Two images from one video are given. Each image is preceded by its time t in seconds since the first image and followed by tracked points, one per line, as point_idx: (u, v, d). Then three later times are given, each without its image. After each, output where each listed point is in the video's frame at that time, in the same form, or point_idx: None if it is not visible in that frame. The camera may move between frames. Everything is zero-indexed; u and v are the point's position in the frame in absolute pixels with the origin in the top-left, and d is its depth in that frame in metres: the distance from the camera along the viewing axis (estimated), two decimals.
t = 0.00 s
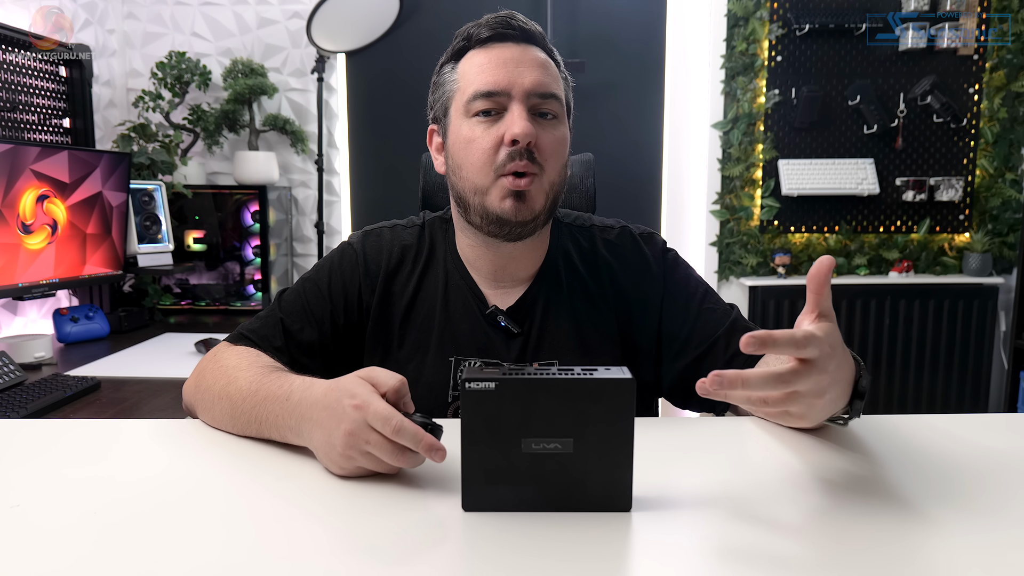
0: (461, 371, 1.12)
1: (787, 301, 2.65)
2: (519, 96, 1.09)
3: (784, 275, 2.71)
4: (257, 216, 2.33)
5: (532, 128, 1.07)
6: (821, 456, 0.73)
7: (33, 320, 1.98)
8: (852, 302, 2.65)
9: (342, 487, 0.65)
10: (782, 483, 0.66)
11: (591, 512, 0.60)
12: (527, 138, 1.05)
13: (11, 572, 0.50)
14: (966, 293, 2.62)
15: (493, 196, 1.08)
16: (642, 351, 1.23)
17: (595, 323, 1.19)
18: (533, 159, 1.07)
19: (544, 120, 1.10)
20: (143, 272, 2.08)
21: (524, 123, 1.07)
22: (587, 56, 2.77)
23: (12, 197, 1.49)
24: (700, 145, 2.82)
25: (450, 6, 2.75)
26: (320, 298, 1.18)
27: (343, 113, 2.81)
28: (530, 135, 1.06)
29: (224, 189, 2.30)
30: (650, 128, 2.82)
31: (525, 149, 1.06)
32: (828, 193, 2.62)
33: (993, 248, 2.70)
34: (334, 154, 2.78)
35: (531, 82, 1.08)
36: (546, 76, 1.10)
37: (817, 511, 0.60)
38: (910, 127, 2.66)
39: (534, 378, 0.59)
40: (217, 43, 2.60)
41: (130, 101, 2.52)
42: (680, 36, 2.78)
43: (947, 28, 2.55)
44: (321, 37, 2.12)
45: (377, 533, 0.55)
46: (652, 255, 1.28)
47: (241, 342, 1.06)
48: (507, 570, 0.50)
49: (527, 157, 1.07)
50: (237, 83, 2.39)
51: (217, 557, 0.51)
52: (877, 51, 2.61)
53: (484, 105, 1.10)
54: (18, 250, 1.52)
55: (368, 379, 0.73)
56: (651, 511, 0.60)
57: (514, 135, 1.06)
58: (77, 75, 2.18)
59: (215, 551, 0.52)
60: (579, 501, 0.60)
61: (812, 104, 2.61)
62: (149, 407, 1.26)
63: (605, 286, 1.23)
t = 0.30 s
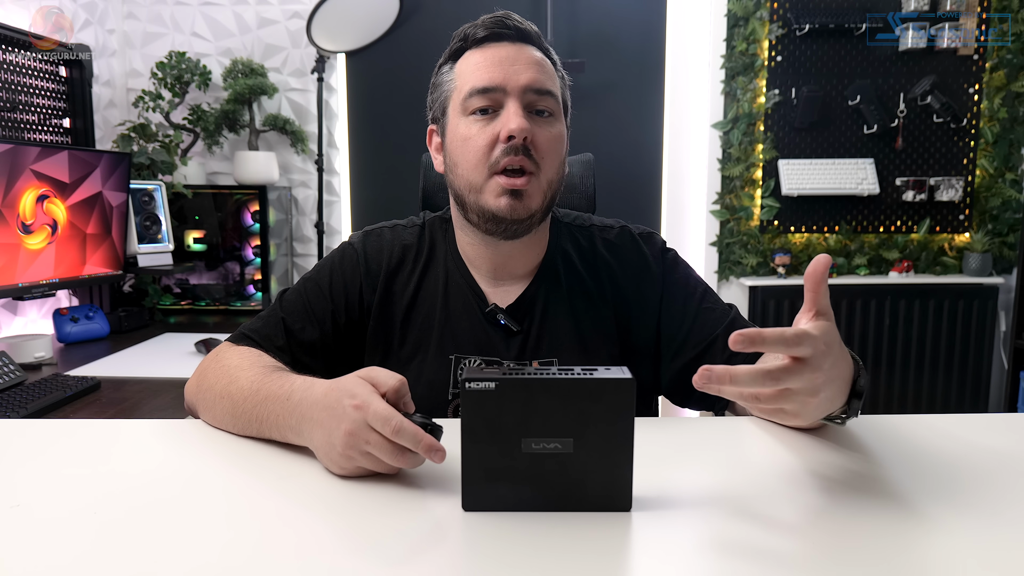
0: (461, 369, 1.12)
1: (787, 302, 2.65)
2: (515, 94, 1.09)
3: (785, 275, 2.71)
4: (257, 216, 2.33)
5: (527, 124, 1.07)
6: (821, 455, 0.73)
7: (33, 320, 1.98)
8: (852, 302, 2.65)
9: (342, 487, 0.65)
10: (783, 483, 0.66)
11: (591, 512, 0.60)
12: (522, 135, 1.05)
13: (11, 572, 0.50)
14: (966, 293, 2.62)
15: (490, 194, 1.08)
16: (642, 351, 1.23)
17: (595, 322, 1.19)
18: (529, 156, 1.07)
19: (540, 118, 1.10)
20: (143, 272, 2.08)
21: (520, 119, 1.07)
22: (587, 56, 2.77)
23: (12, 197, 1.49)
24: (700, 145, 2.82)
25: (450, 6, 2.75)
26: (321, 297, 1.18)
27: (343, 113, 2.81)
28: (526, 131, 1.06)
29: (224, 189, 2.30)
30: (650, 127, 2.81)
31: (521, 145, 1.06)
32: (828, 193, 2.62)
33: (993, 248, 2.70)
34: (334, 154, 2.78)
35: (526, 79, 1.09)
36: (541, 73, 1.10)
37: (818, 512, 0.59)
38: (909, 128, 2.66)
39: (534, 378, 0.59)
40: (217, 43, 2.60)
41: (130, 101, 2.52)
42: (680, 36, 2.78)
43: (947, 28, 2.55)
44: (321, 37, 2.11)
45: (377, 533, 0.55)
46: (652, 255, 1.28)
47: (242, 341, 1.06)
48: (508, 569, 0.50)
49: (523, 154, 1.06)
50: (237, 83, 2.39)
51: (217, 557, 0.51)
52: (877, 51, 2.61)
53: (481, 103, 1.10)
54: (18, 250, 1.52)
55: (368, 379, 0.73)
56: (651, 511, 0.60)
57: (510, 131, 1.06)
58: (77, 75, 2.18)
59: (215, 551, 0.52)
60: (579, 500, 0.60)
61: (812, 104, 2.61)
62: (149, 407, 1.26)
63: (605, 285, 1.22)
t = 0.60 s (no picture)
0: (463, 365, 1.13)
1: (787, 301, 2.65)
2: (516, 108, 1.08)
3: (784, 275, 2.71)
4: (257, 216, 2.33)
5: (529, 142, 1.06)
6: (822, 455, 0.73)
7: (33, 320, 1.98)
8: (852, 302, 2.65)
9: (342, 487, 0.65)
10: (784, 482, 0.66)
11: (591, 512, 0.60)
12: (524, 153, 1.05)
13: (11, 571, 0.50)
14: (966, 293, 2.62)
15: (491, 208, 1.09)
16: (642, 350, 1.23)
17: (595, 319, 1.19)
18: (530, 170, 1.08)
19: (541, 131, 1.10)
20: (143, 272, 2.08)
21: (522, 137, 1.06)
22: (587, 56, 2.77)
23: (12, 197, 1.49)
24: (700, 145, 2.82)
25: (450, 6, 2.75)
26: (321, 296, 1.18)
27: (343, 113, 2.81)
28: (527, 150, 1.06)
29: (224, 189, 2.30)
30: (650, 127, 2.81)
31: (523, 163, 1.06)
32: (828, 192, 2.62)
33: (993, 248, 2.70)
34: (334, 154, 2.78)
35: (528, 94, 1.08)
36: (542, 86, 1.09)
37: (820, 511, 0.59)
38: (910, 127, 2.66)
39: (534, 378, 0.59)
40: (217, 43, 2.60)
41: (130, 101, 2.52)
42: (680, 36, 2.78)
43: (947, 28, 2.55)
44: (321, 37, 2.12)
45: (377, 533, 0.55)
46: (652, 252, 1.28)
47: (242, 341, 1.06)
48: (508, 569, 0.50)
49: (524, 170, 1.07)
50: (237, 83, 2.39)
51: (216, 557, 0.51)
52: (877, 51, 2.61)
53: (481, 118, 1.09)
54: (18, 250, 1.52)
55: (368, 379, 0.73)
56: (651, 511, 0.60)
57: (511, 148, 1.06)
58: (77, 75, 2.18)
59: (215, 550, 0.52)
60: (580, 500, 0.60)
61: (812, 104, 2.60)
62: (148, 407, 1.25)
63: (605, 282, 1.22)
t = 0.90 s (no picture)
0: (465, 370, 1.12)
1: (787, 302, 2.65)
2: (514, 90, 1.10)
3: (784, 275, 2.71)
4: (257, 216, 2.33)
5: (526, 119, 1.07)
6: (823, 456, 0.73)
7: (33, 320, 1.98)
8: (852, 302, 2.65)
9: (342, 487, 0.65)
10: (784, 482, 0.66)
11: (591, 512, 0.60)
12: (520, 129, 1.06)
13: (12, 571, 0.50)
14: (966, 293, 2.62)
15: (491, 191, 1.08)
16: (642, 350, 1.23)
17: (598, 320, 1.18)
18: (528, 151, 1.07)
19: (539, 113, 1.10)
20: (143, 272, 2.08)
21: (519, 114, 1.07)
22: (587, 56, 2.78)
23: (12, 197, 1.49)
24: (700, 145, 2.82)
25: (450, 6, 2.75)
26: (322, 298, 1.18)
27: (343, 113, 2.81)
28: (524, 126, 1.06)
29: (224, 189, 2.30)
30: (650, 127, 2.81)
31: (520, 141, 1.06)
32: (828, 192, 2.62)
33: (994, 248, 2.69)
34: (334, 154, 2.78)
35: (525, 75, 1.09)
36: (540, 69, 1.11)
37: (819, 511, 0.59)
38: (910, 127, 2.66)
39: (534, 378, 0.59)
40: (217, 43, 2.60)
41: (130, 101, 2.52)
42: (680, 37, 2.78)
43: (947, 28, 2.55)
44: (321, 37, 2.12)
45: (377, 533, 0.55)
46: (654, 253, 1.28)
47: (242, 342, 1.06)
48: (508, 570, 0.50)
49: (522, 149, 1.07)
50: (237, 83, 2.40)
51: (217, 558, 0.51)
52: (877, 51, 2.61)
53: (480, 101, 1.10)
54: (18, 250, 1.52)
55: (368, 379, 0.73)
56: (650, 511, 0.60)
57: (508, 126, 1.06)
58: (77, 75, 2.18)
59: (214, 551, 0.52)
60: (579, 500, 0.60)
61: (812, 104, 2.60)
62: (148, 407, 1.26)
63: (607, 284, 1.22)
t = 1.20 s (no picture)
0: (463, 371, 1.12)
1: (787, 302, 2.64)
2: (513, 90, 1.10)
3: (785, 275, 2.71)
4: (257, 216, 2.33)
5: (524, 118, 1.07)
6: (823, 456, 0.73)
7: (33, 320, 1.98)
8: (852, 302, 2.65)
9: (342, 487, 0.65)
10: (784, 482, 0.66)
11: (591, 512, 0.60)
12: (519, 129, 1.06)
13: (12, 571, 0.50)
14: (966, 293, 2.62)
15: (489, 190, 1.08)
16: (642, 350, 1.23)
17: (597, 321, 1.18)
18: (526, 150, 1.07)
19: (538, 112, 1.10)
20: (143, 272, 2.08)
21: (517, 113, 1.07)
22: (587, 56, 2.78)
23: (12, 197, 1.49)
24: (700, 145, 2.82)
25: (450, 6, 2.75)
26: (322, 298, 1.18)
27: (343, 114, 2.81)
28: (522, 125, 1.06)
29: (224, 189, 2.30)
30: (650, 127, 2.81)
31: (518, 139, 1.06)
32: (828, 192, 2.62)
33: (994, 248, 2.70)
34: (334, 154, 2.78)
35: (524, 75, 1.09)
36: (540, 69, 1.11)
37: (819, 512, 0.59)
38: (910, 127, 2.66)
39: (534, 378, 0.59)
40: (217, 43, 2.60)
41: (130, 101, 2.52)
42: (680, 37, 2.78)
43: (947, 28, 2.55)
44: (321, 37, 2.12)
45: (377, 533, 0.55)
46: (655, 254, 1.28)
47: (242, 341, 1.06)
48: (508, 570, 0.50)
49: (520, 148, 1.07)
50: (237, 83, 2.40)
51: (218, 558, 0.51)
52: (877, 51, 2.61)
53: (479, 100, 1.10)
54: (18, 250, 1.52)
55: (367, 379, 0.73)
56: (651, 511, 0.60)
57: (507, 125, 1.06)
58: (77, 75, 2.18)
59: (215, 551, 0.52)
60: (579, 500, 0.60)
61: (812, 104, 2.60)
62: (149, 407, 1.26)
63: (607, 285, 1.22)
